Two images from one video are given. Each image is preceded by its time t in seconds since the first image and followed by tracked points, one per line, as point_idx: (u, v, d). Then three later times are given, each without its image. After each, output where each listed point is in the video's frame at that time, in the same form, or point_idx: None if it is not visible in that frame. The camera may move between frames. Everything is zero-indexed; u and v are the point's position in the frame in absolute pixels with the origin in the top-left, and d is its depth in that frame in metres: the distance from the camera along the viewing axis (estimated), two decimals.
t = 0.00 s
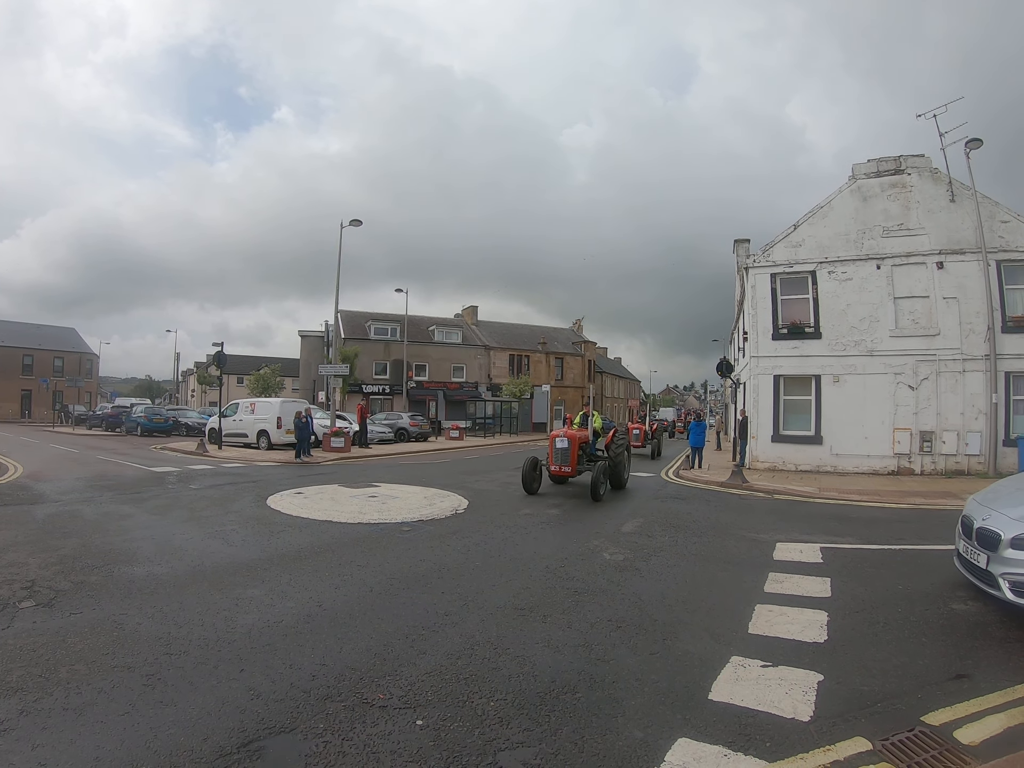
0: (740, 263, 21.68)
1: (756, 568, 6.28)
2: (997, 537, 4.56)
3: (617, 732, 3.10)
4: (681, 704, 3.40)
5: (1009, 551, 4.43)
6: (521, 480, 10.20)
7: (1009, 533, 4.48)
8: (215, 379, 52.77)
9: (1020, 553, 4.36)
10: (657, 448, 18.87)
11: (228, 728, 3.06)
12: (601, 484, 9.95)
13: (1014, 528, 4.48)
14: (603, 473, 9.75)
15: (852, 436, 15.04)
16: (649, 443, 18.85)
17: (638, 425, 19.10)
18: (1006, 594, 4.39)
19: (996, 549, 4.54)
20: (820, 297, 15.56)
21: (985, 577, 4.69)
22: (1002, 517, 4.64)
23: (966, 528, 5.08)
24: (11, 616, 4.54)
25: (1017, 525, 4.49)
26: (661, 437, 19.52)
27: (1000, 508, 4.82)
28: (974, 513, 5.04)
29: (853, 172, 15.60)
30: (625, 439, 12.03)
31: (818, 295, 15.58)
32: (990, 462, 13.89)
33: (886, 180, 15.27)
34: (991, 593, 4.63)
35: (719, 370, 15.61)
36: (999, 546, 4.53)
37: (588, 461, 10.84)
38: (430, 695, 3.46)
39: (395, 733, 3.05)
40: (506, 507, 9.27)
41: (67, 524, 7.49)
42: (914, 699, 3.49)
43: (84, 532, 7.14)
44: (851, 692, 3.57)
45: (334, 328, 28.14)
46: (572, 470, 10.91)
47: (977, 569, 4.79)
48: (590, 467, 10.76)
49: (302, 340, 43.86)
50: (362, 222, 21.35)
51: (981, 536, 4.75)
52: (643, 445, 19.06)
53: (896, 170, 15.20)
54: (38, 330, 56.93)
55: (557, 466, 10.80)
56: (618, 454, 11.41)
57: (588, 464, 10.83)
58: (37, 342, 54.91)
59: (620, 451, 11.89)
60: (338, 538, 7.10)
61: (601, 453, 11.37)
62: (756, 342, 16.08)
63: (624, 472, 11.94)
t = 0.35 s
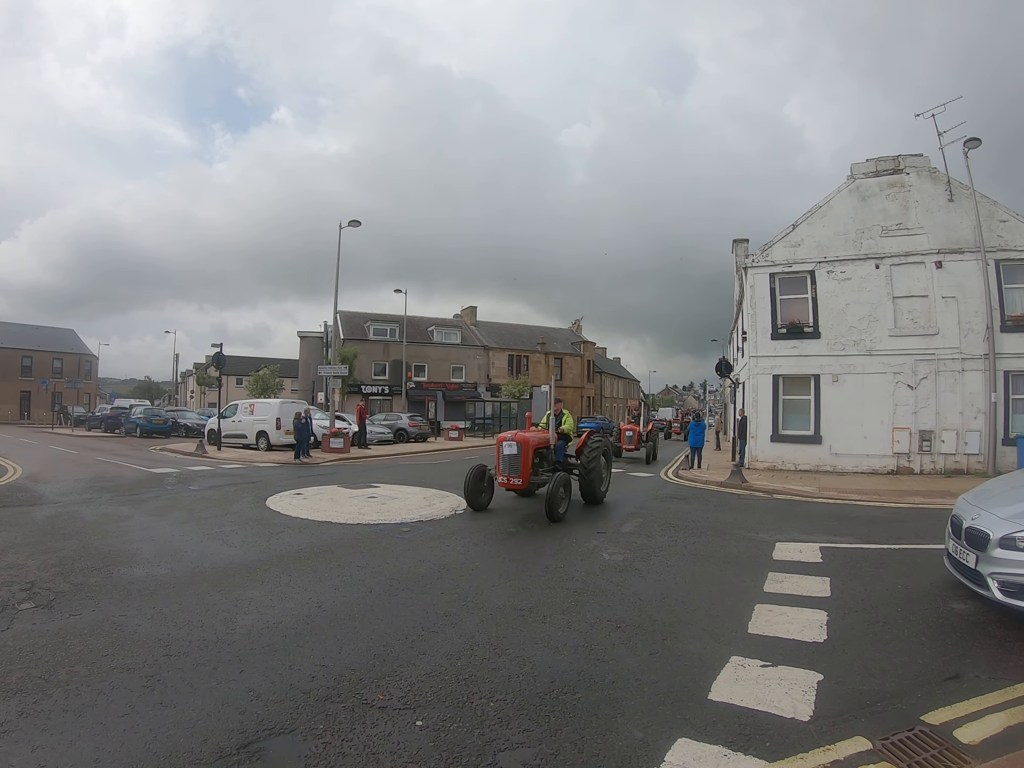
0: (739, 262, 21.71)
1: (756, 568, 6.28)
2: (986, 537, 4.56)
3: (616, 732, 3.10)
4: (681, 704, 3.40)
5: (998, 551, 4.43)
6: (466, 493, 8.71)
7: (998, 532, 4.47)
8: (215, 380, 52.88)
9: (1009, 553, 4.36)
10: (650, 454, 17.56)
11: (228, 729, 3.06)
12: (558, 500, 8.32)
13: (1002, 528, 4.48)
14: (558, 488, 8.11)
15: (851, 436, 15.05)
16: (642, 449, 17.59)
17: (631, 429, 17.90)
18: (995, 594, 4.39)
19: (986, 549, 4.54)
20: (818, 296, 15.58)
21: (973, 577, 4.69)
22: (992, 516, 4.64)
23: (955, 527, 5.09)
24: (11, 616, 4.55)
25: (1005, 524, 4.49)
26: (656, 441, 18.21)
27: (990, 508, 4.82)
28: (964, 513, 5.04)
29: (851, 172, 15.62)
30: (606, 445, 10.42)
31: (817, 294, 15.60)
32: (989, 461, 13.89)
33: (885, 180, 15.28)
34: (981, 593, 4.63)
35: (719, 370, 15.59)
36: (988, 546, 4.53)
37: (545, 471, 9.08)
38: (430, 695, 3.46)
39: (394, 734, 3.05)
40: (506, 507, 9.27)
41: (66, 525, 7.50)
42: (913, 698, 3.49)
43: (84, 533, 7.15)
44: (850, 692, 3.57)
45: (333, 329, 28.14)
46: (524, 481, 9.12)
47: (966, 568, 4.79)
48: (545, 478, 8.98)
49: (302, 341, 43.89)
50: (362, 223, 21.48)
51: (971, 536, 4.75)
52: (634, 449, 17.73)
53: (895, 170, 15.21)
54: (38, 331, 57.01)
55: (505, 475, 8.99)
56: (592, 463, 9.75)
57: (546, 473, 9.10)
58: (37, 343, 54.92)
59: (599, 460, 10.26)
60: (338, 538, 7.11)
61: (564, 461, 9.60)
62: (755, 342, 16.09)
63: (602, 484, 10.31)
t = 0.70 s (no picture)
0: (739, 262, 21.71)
1: (756, 568, 6.27)
2: (979, 537, 4.56)
3: (617, 732, 3.09)
4: (681, 704, 3.40)
5: (990, 551, 4.43)
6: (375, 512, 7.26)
7: (990, 532, 4.47)
8: (215, 380, 52.88)
9: (1001, 553, 4.36)
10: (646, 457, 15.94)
11: (227, 729, 3.06)
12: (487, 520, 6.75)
13: (995, 528, 4.48)
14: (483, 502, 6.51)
15: (851, 435, 15.06)
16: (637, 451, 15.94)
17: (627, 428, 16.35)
18: (988, 594, 4.39)
19: (978, 549, 4.54)
20: (818, 296, 15.58)
21: (966, 577, 4.70)
22: (985, 517, 4.64)
23: (948, 528, 5.09)
24: (11, 616, 4.55)
25: (998, 524, 4.49)
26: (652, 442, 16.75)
27: (983, 508, 4.82)
28: (958, 513, 5.04)
29: (851, 171, 15.62)
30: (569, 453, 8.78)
31: (817, 294, 15.60)
32: (989, 461, 13.89)
33: (885, 179, 15.28)
34: (974, 593, 4.63)
35: (719, 370, 15.56)
36: (981, 546, 4.52)
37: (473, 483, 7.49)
38: (430, 695, 3.46)
39: (394, 734, 3.05)
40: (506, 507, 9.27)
41: (66, 525, 7.50)
42: (913, 698, 3.49)
43: (83, 533, 7.16)
44: (850, 692, 3.57)
45: (332, 329, 28.13)
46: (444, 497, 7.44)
47: (959, 568, 4.79)
48: (469, 492, 7.40)
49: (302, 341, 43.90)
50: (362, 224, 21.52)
51: (964, 536, 4.75)
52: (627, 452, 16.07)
53: (894, 170, 15.20)
54: (38, 331, 57.06)
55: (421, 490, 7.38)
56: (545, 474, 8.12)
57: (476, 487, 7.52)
58: (37, 343, 54.96)
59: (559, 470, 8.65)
60: (338, 539, 7.10)
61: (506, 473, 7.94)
62: (755, 342, 16.09)
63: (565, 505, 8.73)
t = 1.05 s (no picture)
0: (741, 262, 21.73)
1: (757, 569, 6.26)
2: (978, 537, 4.56)
3: (617, 732, 3.09)
4: (681, 705, 3.40)
5: (989, 552, 4.42)
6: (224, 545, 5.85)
7: (989, 533, 4.47)
8: (217, 380, 52.96)
9: (1000, 554, 4.35)
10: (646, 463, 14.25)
11: (228, 729, 3.06)
12: (352, 561, 5.06)
13: (993, 529, 4.47)
14: (327, 549, 4.73)
15: (853, 436, 15.04)
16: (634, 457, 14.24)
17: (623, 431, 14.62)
18: (987, 595, 4.39)
19: (977, 550, 4.54)
20: (820, 297, 15.57)
21: (965, 577, 4.71)
22: (984, 518, 4.64)
23: (948, 529, 5.09)
24: (13, 616, 4.56)
25: (997, 524, 4.49)
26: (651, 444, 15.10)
27: (983, 508, 4.82)
28: (957, 513, 5.04)
29: (852, 172, 15.61)
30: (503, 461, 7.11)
31: (818, 295, 15.58)
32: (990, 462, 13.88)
33: (886, 180, 15.27)
34: (972, 593, 4.62)
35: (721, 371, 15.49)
36: (980, 547, 4.52)
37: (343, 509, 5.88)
38: (430, 695, 3.46)
39: (394, 733, 3.05)
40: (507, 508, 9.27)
41: (68, 525, 7.51)
42: (913, 699, 3.49)
43: (84, 533, 7.16)
44: (851, 692, 3.57)
45: (333, 329, 28.12)
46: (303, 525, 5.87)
47: (958, 569, 4.80)
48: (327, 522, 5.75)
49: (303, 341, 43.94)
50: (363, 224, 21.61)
51: (963, 537, 4.75)
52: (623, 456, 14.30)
53: (896, 171, 15.19)
54: (40, 331, 57.13)
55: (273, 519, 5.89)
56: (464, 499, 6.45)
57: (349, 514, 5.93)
58: (38, 343, 55.02)
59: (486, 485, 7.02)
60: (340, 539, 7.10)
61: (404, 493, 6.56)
62: (756, 342, 16.07)
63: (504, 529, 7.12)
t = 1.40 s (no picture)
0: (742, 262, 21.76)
1: (757, 569, 6.26)
2: (977, 538, 4.55)
3: (617, 732, 3.10)
4: (681, 705, 3.40)
5: (989, 554, 4.43)
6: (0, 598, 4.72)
7: (989, 534, 4.47)
8: (217, 380, 52.98)
9: (1000, 555, 4.35)
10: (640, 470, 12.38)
11: (229, 729, 3.07)
12: (83, 636, 3.46)
13: (993, 530, 4.47)
14: (13, 619, 3.22)
15: (853, 438, 15.04)
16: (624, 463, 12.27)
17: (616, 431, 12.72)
18: (986, 596, 4.40)
19: (977, 551, 4.54)
20: (820, 297, 15.56)
21: (964, 578, 4.71)
22: (984, 519, 4.64)
23: (948, 530, 5.09)
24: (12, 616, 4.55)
25: (997, 526, 4.49)
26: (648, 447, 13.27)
27: (983, 509, 4.82)
28: (958, 515, 5.04)
29: (853, 173, 15.60)
30: (357, 465, 4.85)
31: (819, 296, 15.58)
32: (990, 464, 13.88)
33: (887, 181, 15.26)
34: (972, 595, 4.63)
35: (722, 372, 15.46)
36: (979, 548, 4.53)
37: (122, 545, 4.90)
38: (430, 695, 3.47)
39: (395, 733, 3.06)
40: (507, 508, 9.27)
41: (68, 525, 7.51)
42: (913, 699, 3.49)
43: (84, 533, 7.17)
44: (851, 693, 3.57)
45: (333, 329, 28.12)
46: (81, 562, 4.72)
47: (958, 570, 4.80)
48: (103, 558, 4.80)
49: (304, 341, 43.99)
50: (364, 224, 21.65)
51: (963, 538, 4.75)
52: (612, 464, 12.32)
53: (897, 171, 15.18)
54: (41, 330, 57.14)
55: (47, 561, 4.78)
56: (289, 559, 4.27)
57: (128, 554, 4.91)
58: (39, 343, 55.07)
59: (341, 502, 4.89)
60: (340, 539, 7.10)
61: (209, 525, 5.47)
62: (757, 343, 16.06)
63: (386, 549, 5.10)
